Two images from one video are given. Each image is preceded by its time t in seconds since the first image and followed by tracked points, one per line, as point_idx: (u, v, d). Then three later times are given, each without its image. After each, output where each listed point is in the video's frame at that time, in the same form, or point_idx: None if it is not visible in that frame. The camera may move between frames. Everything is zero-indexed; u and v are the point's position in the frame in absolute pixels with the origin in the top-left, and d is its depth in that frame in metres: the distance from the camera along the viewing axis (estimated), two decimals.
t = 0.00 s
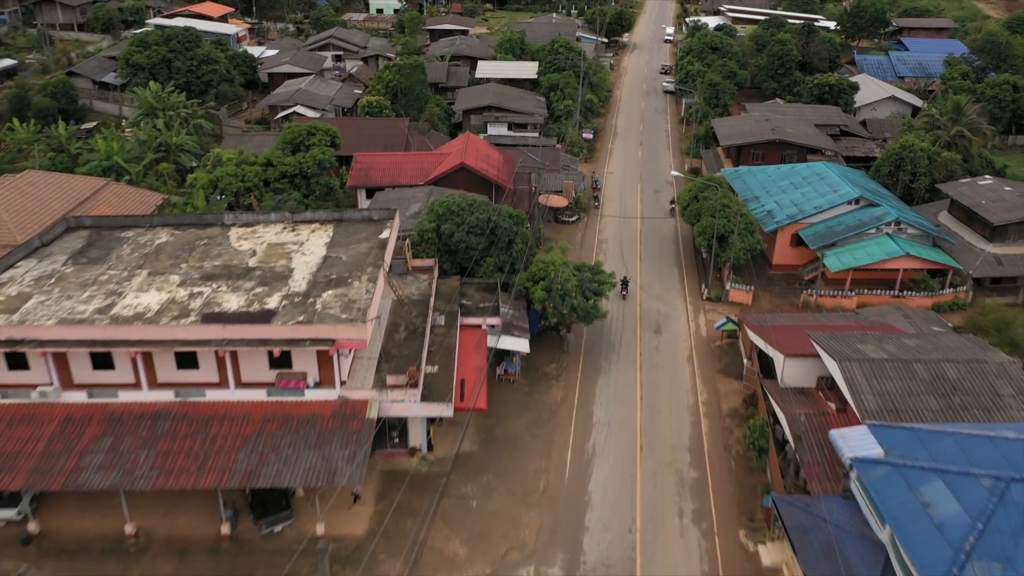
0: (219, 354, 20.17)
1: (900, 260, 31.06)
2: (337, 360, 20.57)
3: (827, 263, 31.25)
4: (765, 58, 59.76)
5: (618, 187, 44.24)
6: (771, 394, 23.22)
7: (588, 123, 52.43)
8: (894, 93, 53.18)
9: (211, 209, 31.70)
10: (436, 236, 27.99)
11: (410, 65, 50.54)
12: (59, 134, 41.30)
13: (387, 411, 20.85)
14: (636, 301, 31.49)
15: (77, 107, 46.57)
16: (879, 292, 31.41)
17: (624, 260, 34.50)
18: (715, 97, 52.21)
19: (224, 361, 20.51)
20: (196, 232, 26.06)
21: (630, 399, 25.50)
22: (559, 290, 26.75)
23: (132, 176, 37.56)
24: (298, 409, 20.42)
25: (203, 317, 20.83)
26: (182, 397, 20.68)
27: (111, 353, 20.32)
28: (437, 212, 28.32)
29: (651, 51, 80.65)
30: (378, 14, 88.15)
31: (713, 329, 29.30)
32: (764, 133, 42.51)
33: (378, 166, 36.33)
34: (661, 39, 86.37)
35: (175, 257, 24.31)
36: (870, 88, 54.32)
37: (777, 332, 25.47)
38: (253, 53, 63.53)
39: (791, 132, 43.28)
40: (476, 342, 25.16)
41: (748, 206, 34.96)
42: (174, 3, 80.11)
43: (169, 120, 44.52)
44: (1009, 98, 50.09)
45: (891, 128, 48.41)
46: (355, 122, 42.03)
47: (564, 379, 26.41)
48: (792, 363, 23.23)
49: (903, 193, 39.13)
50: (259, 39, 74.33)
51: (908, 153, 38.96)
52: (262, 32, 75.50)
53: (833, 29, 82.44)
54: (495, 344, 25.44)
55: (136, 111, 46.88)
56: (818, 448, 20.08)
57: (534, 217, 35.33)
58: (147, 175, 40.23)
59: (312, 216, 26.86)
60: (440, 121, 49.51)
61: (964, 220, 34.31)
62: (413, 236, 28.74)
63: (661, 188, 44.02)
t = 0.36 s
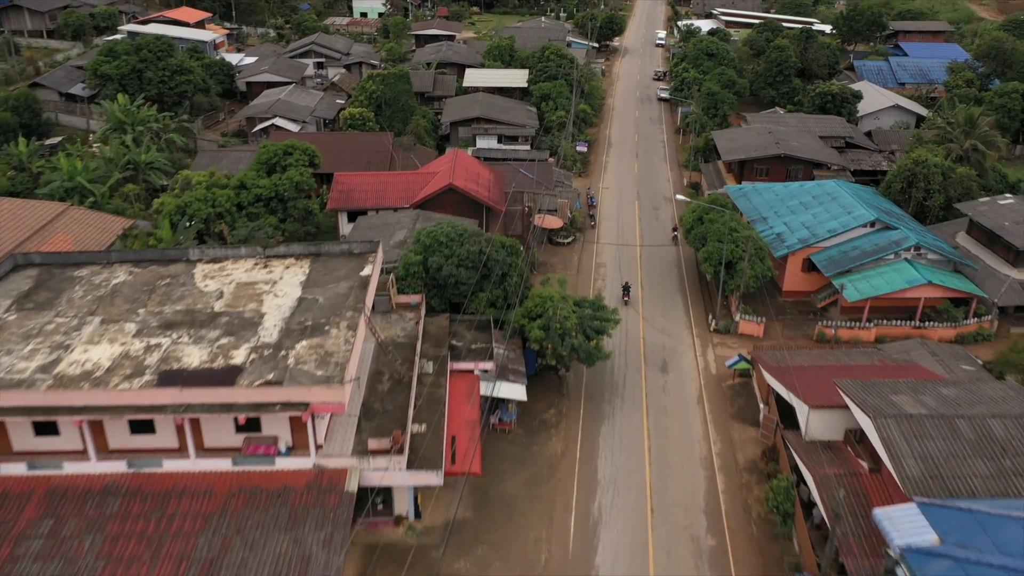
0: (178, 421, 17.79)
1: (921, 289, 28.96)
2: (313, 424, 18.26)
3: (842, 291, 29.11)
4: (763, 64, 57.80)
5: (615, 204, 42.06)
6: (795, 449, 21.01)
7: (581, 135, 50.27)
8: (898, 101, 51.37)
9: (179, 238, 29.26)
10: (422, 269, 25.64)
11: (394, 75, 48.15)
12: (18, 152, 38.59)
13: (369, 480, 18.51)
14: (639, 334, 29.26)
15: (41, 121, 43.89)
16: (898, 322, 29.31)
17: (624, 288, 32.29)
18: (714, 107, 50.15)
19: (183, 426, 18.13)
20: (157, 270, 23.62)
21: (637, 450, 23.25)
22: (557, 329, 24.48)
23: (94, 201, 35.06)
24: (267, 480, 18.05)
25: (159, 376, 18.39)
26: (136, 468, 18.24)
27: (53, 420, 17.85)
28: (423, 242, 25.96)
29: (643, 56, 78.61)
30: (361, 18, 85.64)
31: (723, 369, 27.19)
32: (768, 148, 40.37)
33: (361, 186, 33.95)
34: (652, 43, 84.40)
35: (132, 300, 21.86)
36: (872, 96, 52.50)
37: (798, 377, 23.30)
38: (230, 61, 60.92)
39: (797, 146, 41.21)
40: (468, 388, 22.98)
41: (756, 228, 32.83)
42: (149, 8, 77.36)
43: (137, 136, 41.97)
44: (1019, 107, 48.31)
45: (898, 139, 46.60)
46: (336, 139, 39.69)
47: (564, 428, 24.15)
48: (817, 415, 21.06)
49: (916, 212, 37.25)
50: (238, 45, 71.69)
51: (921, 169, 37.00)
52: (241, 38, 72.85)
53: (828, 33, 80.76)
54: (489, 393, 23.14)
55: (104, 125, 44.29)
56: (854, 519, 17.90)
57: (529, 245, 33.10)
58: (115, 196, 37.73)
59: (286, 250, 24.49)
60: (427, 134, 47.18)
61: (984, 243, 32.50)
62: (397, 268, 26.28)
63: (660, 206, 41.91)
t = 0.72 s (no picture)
0: (125, 509, 15.36)
1: (947, 322, 26.82)
2: (282, 508, 15.89)
3: (863, 325, 26.98)
4: (762, 71, 55.72)
5: (612, 223, 39.82)
6: (826, 518, 18.81)
7: (575, 147, 48.00)
8: (903, 111, 49.42)
9: (142, 273, 26.74)
10: (408, 310, 23.31)
11: (378, 86, 45.73)
12: None
13: (347, 570, 16.12)
14: (644, 373, 27.01)
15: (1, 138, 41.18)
16: (923, 357, 27.19)
17: (626, 320, 30.08)
18: (714, 118, 48.00)
19: (132, 514, 15.70)
20: (111, 317, 21.13)
21: (648, 513, 20.99)
22: (558, 377, 22.17)
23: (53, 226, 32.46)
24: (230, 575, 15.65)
25: (105, 454, 15.96)
26: (77, 561, 15.78)
27: None
28: (409, 280, 23.61)
29: (636, 61, 76.48)
30: (345, 22, 83.05)
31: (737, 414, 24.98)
32: (774, 164, 38.23)
33: (342, 211, 31.52)
34: (644, 47, 82.28)
35: (80, 356, 19.40)
36: (877, 105, 50.52)
37: (824, 430, 21.17)
38: (207, 70, 58.26)
39: (804, 161, 39.09)
40: (460, 448, 20.66)
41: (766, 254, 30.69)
42: (123, 13, 74.53)
43: (104, 154, 39.36)
44: None
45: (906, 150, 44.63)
46: (315, 156, 37.26)
47: (567, 486, 21.86)
48: (850, 480, 18.92)
49: (932, 232, 35.19)
50: (217, 52, 69.00)
51: (937, 186, 34.95)
52: (219, 44, 70.15)
53: (825, 37, 78.91)
54: (484, 452, 20.83)
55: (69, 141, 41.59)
56: None
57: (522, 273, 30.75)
58: (77, 220, 35.11)
59: (257, 292, 22.07)
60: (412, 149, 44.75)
61: (1009, 268, 30.52)
62: (380, 308, 23.87)
63: (660, 225, 39.72)
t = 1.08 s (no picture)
0: None
1: (984, 362, 24.51)
2: None
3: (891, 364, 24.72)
4: (764, 78, 53.59)
5: (613, 245, 37.58)
6: None
7: (571, 162, 45.74)
8: (913, 121, 47.38)
9: (102, 314, 24.32)
10: (395, 360, 20.95)
11: (364, 98, 43.32)
12: None
13: None
14: (653, 420, 24.78)
15: None
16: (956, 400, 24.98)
17: (632, 357, 27.88)
18: (717, 130, 45.80)
19: None
20: (58, 377, 18.71)
21: None
22: (563, 437, 19.86)
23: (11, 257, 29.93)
24: None
25: (36, 559, 13.54)
26: None
27: None
28: (397, 325, 21.30)
29: (631, 67, 74.33)
30: (331, 27, 80.58)
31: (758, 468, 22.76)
32: (784, 182, 36.05)
33: (324, 240, 29.14)
34: (639, 52, 80.17)
35: (20, 426, 16.99)
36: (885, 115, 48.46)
37: (861, 497, 18.96)
38: (185, 79, 55.70)
39: (815, 179, 36.97)
40: (453, 521, 18.29)
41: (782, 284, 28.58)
42: (100, 20, 71.85)
43: (70, 174, 36.85)
44: None
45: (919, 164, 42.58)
46: (296, 177, 34.88)
47: (573, 560, 19.55)
48: (898, 562, 16.70)
49: (953, 255, 33.05)
50: (197, 60, 66.41)
51: (959, 206, 32.83)
52: (199, 51, 67.60)
53: (824, 41, 76.97)
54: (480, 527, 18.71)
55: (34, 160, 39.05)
56: None
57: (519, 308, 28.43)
58: (39, 248, 32.65)
59: (224, 344, 19.70)
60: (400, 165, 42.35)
61: None
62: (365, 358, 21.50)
63: (664, 247, 37.48)
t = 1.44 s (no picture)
0: None
1: None
2: None
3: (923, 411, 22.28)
4: (768, 86, 51.44)
5: (615, 268, 35.36)
6: None
7: (569, 177, 43.46)
8: (925, 132, 45.29)
9: (56, 364, 21.90)
10: (382, 422, 18.60)
11: (350, 111, 40.90)
12: None
13: None
14: (667, 474, 22.55)
15: None
16: (996, 449, 22.83)
17: (641, 400, 25.66)
18: (722, 143, 43.56)
19: None
20: None
21: None
22: (572, 510, 17.51)
23: None
24: None
25: None
26: None
27: None
28: (383, 382, 18.97)
29: (627, 72, 72.20)
30: (317, 32, 78.06)
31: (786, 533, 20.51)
32: (797, 202, 33.88)
33: (304, 271, 26.77)
34: (635, 57, 78.03)
35: None
36: (895, 126, 46.34)
37: None
38: (163, 89, 53.15)
39: (829, 198, 34.80)
40: None
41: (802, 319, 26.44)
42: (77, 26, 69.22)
43: (33, 197, 34.36)
44: None
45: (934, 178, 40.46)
46: (276, 199, 32.50)
47: None
48: None
49: (980, 281, 30.89)
50: (177, 68, 63.86)
51: (986, 229, 30.67)
52: (179, 58, 65.01)
53: (825, 46, 74.98)
54: None
55: None
56: None
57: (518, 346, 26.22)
58: None
59: (188, 410, 17.34)
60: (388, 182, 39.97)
61: None
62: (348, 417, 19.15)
63: (670, 270, 35.29)
